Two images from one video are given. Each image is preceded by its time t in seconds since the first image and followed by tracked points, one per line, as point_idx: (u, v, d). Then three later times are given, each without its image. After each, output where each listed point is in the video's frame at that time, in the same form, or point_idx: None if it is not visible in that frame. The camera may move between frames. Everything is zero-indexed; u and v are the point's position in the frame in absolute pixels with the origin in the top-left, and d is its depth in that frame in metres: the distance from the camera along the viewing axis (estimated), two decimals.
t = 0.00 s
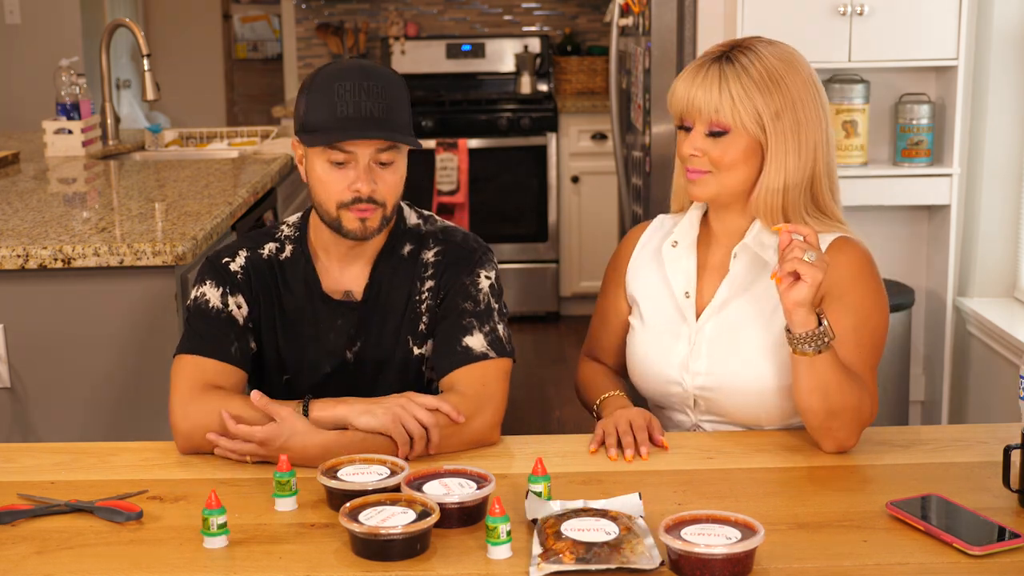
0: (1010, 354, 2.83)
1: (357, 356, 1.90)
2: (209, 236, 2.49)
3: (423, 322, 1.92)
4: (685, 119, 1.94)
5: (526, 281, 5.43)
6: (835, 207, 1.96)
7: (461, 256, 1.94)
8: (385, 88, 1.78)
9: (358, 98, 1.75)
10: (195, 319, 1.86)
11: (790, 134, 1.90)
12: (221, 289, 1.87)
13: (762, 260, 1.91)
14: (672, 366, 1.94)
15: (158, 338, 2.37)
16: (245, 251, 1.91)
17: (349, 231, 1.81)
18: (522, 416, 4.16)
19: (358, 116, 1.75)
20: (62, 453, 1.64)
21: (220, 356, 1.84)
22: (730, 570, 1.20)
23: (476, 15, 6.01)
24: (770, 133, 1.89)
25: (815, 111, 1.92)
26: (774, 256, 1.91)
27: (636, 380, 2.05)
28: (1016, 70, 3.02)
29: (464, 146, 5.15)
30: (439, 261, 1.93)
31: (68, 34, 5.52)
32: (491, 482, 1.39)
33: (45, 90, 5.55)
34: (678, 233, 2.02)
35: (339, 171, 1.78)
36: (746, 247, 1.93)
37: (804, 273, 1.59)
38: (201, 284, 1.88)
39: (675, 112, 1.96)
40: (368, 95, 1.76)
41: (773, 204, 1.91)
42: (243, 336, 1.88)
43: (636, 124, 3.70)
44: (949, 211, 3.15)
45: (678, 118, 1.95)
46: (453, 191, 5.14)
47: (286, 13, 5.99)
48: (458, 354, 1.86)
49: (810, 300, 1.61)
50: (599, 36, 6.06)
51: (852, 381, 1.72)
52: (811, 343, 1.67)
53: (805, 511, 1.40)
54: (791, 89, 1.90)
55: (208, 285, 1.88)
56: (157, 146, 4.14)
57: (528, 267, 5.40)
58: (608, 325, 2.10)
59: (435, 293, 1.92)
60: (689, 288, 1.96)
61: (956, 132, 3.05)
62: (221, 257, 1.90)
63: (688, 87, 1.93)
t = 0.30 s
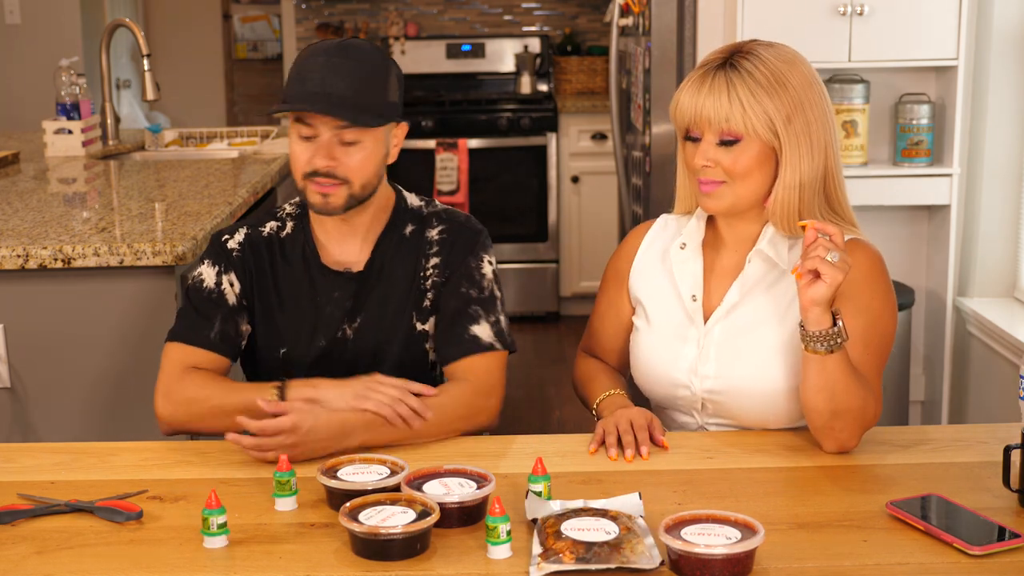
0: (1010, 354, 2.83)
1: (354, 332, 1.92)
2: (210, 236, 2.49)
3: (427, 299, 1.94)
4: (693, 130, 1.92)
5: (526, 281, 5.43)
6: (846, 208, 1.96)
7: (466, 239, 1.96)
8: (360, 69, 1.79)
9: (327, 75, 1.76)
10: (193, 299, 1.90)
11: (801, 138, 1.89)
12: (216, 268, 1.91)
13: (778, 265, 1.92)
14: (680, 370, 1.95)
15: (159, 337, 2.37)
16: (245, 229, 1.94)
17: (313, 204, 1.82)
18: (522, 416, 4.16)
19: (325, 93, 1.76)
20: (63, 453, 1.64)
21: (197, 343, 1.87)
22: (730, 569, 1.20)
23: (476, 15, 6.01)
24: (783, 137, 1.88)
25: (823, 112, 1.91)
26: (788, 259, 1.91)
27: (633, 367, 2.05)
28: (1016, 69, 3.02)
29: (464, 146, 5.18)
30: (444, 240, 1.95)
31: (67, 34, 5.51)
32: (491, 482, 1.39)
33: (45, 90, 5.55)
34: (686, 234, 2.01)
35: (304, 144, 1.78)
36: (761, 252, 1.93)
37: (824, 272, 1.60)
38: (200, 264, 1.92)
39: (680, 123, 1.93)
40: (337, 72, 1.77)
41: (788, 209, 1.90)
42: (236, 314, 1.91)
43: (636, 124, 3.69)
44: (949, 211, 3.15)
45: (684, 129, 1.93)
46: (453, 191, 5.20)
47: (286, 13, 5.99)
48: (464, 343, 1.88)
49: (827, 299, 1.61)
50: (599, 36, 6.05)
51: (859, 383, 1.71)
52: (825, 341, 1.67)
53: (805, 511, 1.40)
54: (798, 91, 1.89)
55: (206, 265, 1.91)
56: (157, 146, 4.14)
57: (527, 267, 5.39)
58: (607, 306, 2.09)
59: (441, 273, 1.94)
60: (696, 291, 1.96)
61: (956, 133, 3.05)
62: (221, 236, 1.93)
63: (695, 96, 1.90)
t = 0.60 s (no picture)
0: (1010, 354, 2.83)
1: (357, 333, 1.94)
2: (210, 236, 2.49)
3: (447, 308, 1.98)
4: (696, 131, 1.92)
5: (525, 281, 5.43)
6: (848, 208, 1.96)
7: (485, 246, 1.99)
8: (270, 91, 1.77)
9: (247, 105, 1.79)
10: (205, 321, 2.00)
11: (806, 136, 1.88)
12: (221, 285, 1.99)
13: (777, 266, 1.92)
14: (679, 368, 1.95)
15: (159, 338, 2.37)
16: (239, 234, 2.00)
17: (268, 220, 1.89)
18: (522, 416, 4.16)
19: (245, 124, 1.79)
20: (62, 453, 1.64)
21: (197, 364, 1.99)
22: (730, 570, 1.20)
23: (476, 15, 6.01)
24: (787, 136, 1.88)
25: (826, 110, 1.91)
26: (787, 259, 1.91)
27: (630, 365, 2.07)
28: (1016, 69, 3.02)
29: (464, 146, 5.18)
30: (464, 248, 1.98)
31: (67, 34, 5.51)
32: (491, 482, 1.39)
33: (45, 89, 5.55)
34: (687, 233, 2.01)
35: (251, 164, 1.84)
36: (760, 252, 1.93)
37: (820, 272, 1.60)
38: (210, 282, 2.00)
39: (682, 124, 1.94)
40: (253, 101, 1.79)
41: (790, 209, 1.90)
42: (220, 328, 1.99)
43: (636, 124, 3.69)
44: (949, 212, 3.15)
45: (687, 130, 1.93)
46: (453, 190, 5.20)
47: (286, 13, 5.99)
48: (514, 354, 2.01)
49: (823, 299, 1.61)
50: (599, 36, 6.05)
51: (858, 382, 1.71)
52: (821, 341, 1.66)
53: (805, 511, 1.40)
54: (801, 89, 1.89)
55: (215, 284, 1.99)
56: (157, 146, 4.14)
57: (528, 267, 5.39)
58: (608, 301, 2.09)
59: (466, 284, 1.98)
60: (696, 290, 1.96)
61: (956, 133, 3.05)
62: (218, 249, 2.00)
63: (699, 97, 1.90)
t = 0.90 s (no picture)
0: (1010, 354, 2.83)
1: (357, 330, 1.94)
2: (210, 236, 2.49)
3: (444, 304, 1.98)
4: (694, 133, 1.92)
5: (525, 281, 5.43)
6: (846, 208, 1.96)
7: (482, 242, 1.99)
8: (262, 89, 1.78)
9: (240, 104, 1.79)
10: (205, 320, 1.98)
11: (805, 137, 1.88)
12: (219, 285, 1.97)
13: (773, 264, 1.92)
14: (677, 368, 1.94)
15: (159, 337, 2.37)
16: (235, 235, 2.00)
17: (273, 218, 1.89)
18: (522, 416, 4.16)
19: (239, 123, 1.79)
20: (62, 453, 1.64)
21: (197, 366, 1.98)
22: (730, 570, 1.20)
23: (476, 15, 6.01)
24: (786, 138, 1.88)
25: (824, 111, 1.91)
26: (783, 258, 1.91)
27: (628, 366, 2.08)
28: (1016, 69, 3.02)
29: (464, 146, 5.18)
30: (461, 243, 1.98)
31: (68, 34, 5.52)
32: (490, 482, 1.39)
33: (45, 89, 5.55)
34: (683, 233, 2.02)
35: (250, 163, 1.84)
36: (756, 252, 1.93)
37: (814, 273, 1.59)
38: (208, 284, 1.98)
39: (680, 126, 1.93)
40: (246, 100, 1.79)
41: (788, 210, 1.89)
42: (220, 330, 1.98)
43: (636, 124, 3.70)
44: (949, 212, 3.15)
45: (684, 133, 1.93)
46: (453, 190, 5.21)
47: (286, 13, 5.98)
48: (512, 352, 1.99)
49: (819, 300, 1.61)
50: (599, 36, 6.05)
51: (856, 382, 1.71)
52: (818, 342, 1.66)
53: (805, 511, 1.40)
54: (799, 90, 1.89)
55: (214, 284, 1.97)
56: (157, 146, 4.14)
57: (527, 267, 5.39)
58: (605, 301, 2.09)
59: (462, 278, 1.98)
60: (693, 290, 1.96)
61: (956, 133, 3.05)
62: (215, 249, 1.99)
63: (696, 99, 1.90)
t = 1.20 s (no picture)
0: (1010, 354, 2.83)
1: (352, 331, 1.95)
2: (210, 236, 2.49)
3: (434, 304, 1.98)
4: (684, 133, 1.92)
5: (525, 282, 5.43)
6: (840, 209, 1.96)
7: (474, 244, 1.99)
8: (250, 93, 1.78)
9: (230, 109, 1.80)
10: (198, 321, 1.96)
11: (793, 141, 1.88)
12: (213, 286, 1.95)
13: (770, 265, 1.92)
14: (676, 370, 1.95)
15: (158, 337, 2.37)
16: (230, 236, 1.97)
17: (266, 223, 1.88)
18: (522, 416, 4.16)
19: (229, 128, 1.80)
20: (62, 453, 1.64)
21: (199, 370, 1.96)
22: (730, 570, 1.20)
23: (476, 15, 6.01)
24: (774, 141, 1.88)
25: (815, 114, 1.90)
26: (780, 259, 1.91)
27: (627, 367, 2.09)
28: (1016, 70, 3.01)
29: (464, 146, 5.18)
30: (451, 244, 1.98)
31: (68, 33, 5.51)
32: (491, 482, 1.39)
33: (45, 89, 5.55)
34: (680, 235, 2.02)
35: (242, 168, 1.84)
36: (753, 253, 1.93)
37: (811, 275, 1.59)
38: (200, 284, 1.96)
39: (671, 127, 1.93)
40: (235, 105, 1.79)
41: (782, 211, 1.90)
42: (234, 330, 1.97)
43: (636, 124, 3.70)
44: (949, 212, 3.15)
45: (676, 133, 1.93)
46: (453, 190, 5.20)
47: (286, 13, 5.98)
48: (486, 356, 1.98)
49: (816, 301, 1.60)
50: (599, 36, 6.05)
51: (856, 382, 1.71)
52: (816, 343, 1.66)
53: (806, 511, 1.40)
54: (788, 93, 1.89)
55: (207, 285, 1.96)
56: (157, 146, 4.14)
57: (527, 267, 5.40)
58: (603, 303, 2.09)
59: (450, 279, 1.98)
60: (691, 293, 1.96)
61: (956, 133, 3.05)
62: (210, 249, 1.97)
63: (686, 100, 1.90)
